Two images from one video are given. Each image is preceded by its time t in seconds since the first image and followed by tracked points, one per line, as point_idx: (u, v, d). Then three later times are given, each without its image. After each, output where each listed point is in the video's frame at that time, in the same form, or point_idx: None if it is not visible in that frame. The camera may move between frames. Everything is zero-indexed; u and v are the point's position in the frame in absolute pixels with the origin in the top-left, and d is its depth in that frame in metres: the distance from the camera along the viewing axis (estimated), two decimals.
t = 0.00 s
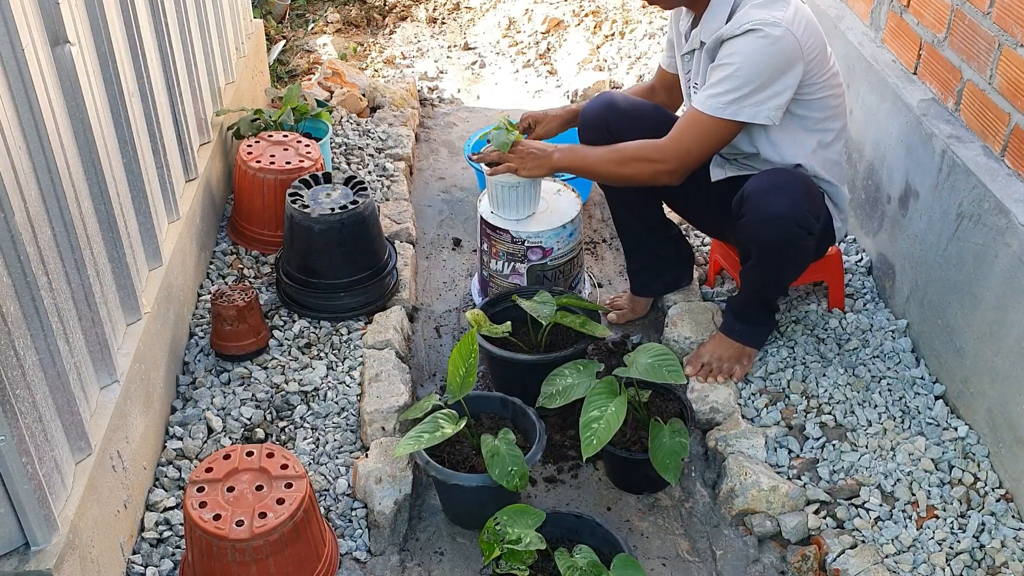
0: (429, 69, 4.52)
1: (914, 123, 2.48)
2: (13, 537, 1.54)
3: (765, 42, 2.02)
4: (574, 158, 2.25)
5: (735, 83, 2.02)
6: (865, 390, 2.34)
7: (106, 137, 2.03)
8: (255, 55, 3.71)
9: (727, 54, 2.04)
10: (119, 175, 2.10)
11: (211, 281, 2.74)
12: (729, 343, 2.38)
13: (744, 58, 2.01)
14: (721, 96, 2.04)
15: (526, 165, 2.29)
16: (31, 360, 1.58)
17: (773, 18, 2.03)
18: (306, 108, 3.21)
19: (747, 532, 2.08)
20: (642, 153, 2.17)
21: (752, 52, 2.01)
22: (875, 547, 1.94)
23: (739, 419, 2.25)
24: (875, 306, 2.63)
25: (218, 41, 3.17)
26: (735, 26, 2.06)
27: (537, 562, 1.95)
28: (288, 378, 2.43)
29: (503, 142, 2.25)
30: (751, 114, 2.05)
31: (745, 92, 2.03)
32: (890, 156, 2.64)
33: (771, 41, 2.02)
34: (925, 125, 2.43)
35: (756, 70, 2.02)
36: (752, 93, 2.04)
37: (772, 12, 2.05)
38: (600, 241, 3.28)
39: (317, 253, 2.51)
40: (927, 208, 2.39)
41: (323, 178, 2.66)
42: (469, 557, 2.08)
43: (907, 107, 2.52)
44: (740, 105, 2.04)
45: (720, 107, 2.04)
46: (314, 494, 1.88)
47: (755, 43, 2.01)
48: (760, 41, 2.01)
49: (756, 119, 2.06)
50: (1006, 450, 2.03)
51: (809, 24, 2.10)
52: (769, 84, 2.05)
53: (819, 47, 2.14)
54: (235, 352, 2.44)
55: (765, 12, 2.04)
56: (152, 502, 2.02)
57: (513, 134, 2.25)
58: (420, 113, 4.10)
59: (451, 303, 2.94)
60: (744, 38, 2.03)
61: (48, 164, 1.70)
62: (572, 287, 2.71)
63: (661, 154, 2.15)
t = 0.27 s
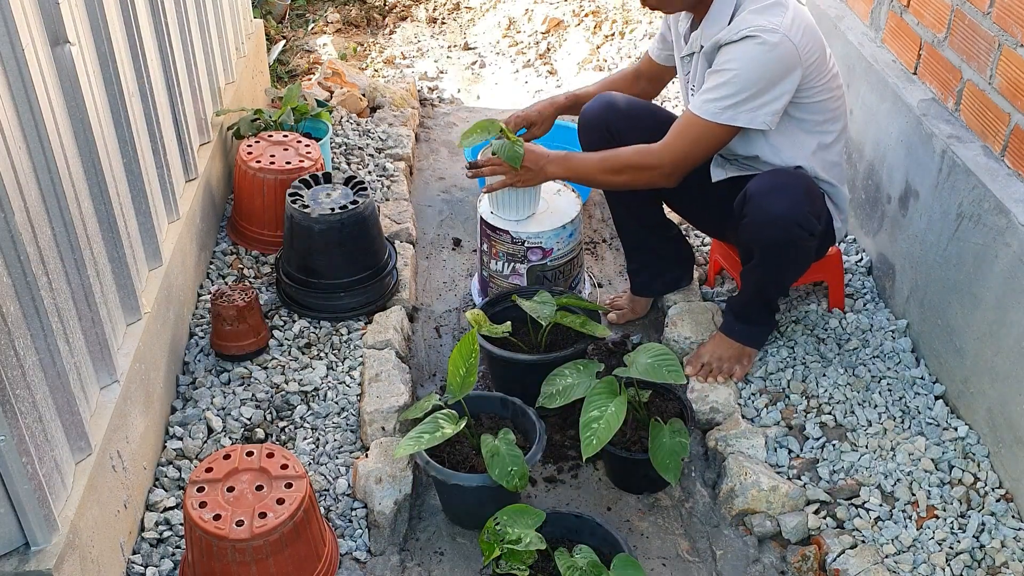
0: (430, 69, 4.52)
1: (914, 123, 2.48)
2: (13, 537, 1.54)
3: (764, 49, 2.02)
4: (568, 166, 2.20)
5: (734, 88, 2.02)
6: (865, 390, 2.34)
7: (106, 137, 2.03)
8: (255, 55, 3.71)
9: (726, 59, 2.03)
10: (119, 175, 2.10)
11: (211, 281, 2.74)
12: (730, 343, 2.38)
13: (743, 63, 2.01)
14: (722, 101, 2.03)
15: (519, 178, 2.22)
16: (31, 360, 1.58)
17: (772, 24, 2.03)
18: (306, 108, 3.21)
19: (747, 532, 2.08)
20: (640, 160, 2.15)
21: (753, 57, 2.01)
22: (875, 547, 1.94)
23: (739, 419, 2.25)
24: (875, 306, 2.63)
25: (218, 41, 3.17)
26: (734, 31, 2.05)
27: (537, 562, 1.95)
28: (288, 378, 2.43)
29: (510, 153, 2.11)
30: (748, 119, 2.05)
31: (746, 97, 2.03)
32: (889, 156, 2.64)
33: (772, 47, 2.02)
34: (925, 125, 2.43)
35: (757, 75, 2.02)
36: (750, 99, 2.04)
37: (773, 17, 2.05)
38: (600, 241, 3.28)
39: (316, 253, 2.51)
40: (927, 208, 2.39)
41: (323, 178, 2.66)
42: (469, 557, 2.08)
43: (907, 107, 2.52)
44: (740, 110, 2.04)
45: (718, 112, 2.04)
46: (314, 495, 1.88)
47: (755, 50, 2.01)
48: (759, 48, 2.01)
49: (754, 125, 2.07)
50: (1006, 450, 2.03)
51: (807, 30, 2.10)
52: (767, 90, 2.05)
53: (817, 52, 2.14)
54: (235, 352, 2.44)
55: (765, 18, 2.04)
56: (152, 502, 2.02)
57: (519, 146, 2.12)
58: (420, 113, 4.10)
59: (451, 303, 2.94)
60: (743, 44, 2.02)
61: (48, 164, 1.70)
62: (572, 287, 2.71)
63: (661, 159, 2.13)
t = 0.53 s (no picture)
0: (430, 69, 4.51)
1: (914, 123, 2.49)
2: (13, 537, 1.54)
3: (763, 51, 2.02)
4: (572, 175, 2.19)
5: (735, 92, 2.02)
6: (865, 389, 2.34)
7: (106, 137, 2.03)
8: (255, 55, 3.71)
9: (726, 62, 2.03)
10: (119, 175, 2.10)
11: (211, 281, 2.74)
12: (729, 343, 2.38)
13: (744, 66, 2.01)
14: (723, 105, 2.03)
15: (524, 187, 2.23)
16: (31, 360, 1.58)
17: (771, 26, 2.03)
18: (306, 108, 3.21)
19: (747, 532, 2.08)
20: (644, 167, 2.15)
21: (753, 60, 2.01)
22: (875, 547, 1.94)
23: (739, 419, 2.25)
24: (875, 306, 2.63)
25: (218, 41, 3.17)
26: (733, 33, 2.05)
27: (537, 562, 1.95)
28: (287, 378, 2.43)
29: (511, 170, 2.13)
30: (751, 123, 2.05)
31: (746, 100, 2.03)
32: (889, 156, 2.64)
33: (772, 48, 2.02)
34: (925, 125, 2.43)
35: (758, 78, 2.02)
36: (752, 103, 2.04)
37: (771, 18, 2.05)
38: (600, 241, 3.28)
39: (315, 253, 2.51)
40: (927, 208, 2.39)
41: (323, 178, 2.66)
42: (469, 557, 2.08)
43: (907, 107, 2.52)
44: (741, 114, 2.04)
45: (720, 116, 2.04)
46: (314, 495, 1.88)
47: (754, 52, 2.01)
48: (759, 50, 2.01)
49: (755, 128, 2.06)
50: (1006, 450, 2.03)
51: (806, 30, 2.10)
52: (768, 92, 2.05)
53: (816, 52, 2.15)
54: (235, 352, 2.44)
55: (763, 20, 2.04)
56: (152, 502, 2.02)
57: (518, 162, 2.13)
58: (420, 114, 4.10)
59: (451, 303, 2.94)
60: (743, 46, 2.02)
61: (48, 164, 1.70)
62: (572, 287, 2.71)
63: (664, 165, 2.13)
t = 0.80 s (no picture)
0: (430, 69, 4.51)
1: (914, 123, 2.48)
2: (13, 537, 1.54)
3: (768, 53, 2.01)
4: (593, 176, 2.25)
5: (744, 96, 2.02)
6: (865, 389, 2.34)
7: (106, 137, 2.03)
8: (255, 56, 3.71)
9: (733, 66, 2.03)
10: (119, 175, 2.10)
11: (211, 281, 2.74)
12: (729, 342, 2.38)
13: (750, 69, 2.01)
14: (733, 109, 2.03)
15: (542, 183, 2.30)
16: (31, 360, 1.58)
17: (774, 27, 2.03)
18: (306, 108, 3.21)
19: (747, 532, 2.08)
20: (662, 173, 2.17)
21: (760, 62, 2.01)
22: (875, 547, 1.94)
23: (739, 419, 2.25)
24: (875, 306, 2.63)
25: (218, 41, 3.17)
26: (737, 36, 2.05)
27: (537, 562, 1.95)
28: (287, 378, 2.44)
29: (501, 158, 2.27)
30: (763, 126, 2.05)
31: (755, 103, 2.03)
32: (890, 156, 2.64)
33: (778, 49, 2.02)
34: (925, 125, 2.43)
35: (766, 80, 2.02)
36: (761, 106, 2.04)
37: (775, 18, 2.05)
38: (600, 241, 3.28)
39: (315, 253, 2.51)
40: (927, 208, 2.39)
41: (323, 178, 2.66)
42: (469, 557, 2.08)
43: (907, 107, 2.52)
44: (751, 116, 2.04)
45: (731, 122, 2.04)
46: (314, 495, 1.88)
47: (759, 54, 2.01)
48: (764, 52, 2.01)
49: (767, 131, 2.06)
50: (1006, 450, 2.03)
51: (809, 30, 2.10)
52: (776, 95, 2.05)
53: (819, 52, 2.15)
54: (235, 352, 2.44)
55: (767, 21, 2.04)
56: (152, 502, 2.02)
57: (509, 151, 2.28)
58: (420, 114, 4.10)
59: (451, 303, 2.94)
60: (747, 49, 2.02)
61: (48, 164, 1.70)
62: (572, 287, 2.71)
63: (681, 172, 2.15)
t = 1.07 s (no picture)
0: (430, 69, 4.51)
1: (914, 123, 2.49)
2: (13, 537, 1.54)
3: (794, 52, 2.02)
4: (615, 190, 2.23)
5: (771, 97, 2.02)
6: (865, 389, 2.34)
7: (106, 137, 2.03)
8: (255, 56, 3.71)
9: (757, 66, 2.03)
10: (119, 175, 2.10)
11: (211, 281, 2.74)
12: (729, 342, 2.38)
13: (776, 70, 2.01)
14: (760, 110, 2.04)
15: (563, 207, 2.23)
16: (31, 360, 1.58)
17: (796, 25, 2.03)
18: (306, 108, 3.20)
19: (747, 532, 2.08)
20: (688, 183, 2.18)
21: (783, 62, 2.01)
22: (875, 547, 1.94)
23: (739, 419, 2.25)
24: (875, 306, 2.63)
25: (218, 41, 3.17)
26: (759, 35, 2.05)
27: (537, 562, 1.95)
28: (287, 378, 2.44)
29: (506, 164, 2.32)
30: (789, 126, 2.06)
31: (781, 103, 2.03)
32: (890, 156, 2.64)
33: (800, 48, 2.02)
34: (925, 125, 2.43)
35: (790, 80, 2.02)
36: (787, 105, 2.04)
37: (793, 16, 2.05)
38: (600, 241, 3.28)
39: (314, 253, 2.51)
40: (927, 208, 2.39)
41: (323, 178, 2.66)
42: (469, 557, 2.08)
43: (907, 107, 2.52)
44: (778, 117, 2.05)
45: (758, 124, 2.04)
46: (314, 495, 1.88)
47: (784, 53, 2.01)
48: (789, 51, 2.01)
49: (791, 130, 2.07)
50: (1006, 450, 2.03)
51: (824, 27, 2.11)
52: (800, 94, 2.05)
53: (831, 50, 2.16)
54: (235, 352, 2.44)
55: (787, 19, 2.04)
56: (152, 502, 2.02)
57: (514, 159, 2.31)
58: (420, 114, 4.10)
59: (451, 303, 2.94)
60: (771, 48, 2.02)
61: (48, 164, 1.70)
62: (572, 287, 2.71)
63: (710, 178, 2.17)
